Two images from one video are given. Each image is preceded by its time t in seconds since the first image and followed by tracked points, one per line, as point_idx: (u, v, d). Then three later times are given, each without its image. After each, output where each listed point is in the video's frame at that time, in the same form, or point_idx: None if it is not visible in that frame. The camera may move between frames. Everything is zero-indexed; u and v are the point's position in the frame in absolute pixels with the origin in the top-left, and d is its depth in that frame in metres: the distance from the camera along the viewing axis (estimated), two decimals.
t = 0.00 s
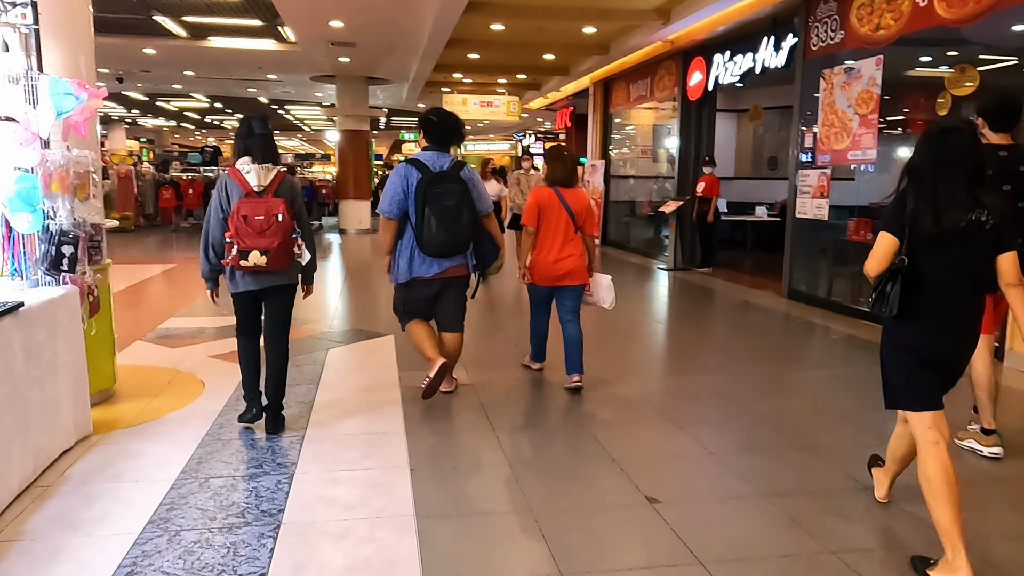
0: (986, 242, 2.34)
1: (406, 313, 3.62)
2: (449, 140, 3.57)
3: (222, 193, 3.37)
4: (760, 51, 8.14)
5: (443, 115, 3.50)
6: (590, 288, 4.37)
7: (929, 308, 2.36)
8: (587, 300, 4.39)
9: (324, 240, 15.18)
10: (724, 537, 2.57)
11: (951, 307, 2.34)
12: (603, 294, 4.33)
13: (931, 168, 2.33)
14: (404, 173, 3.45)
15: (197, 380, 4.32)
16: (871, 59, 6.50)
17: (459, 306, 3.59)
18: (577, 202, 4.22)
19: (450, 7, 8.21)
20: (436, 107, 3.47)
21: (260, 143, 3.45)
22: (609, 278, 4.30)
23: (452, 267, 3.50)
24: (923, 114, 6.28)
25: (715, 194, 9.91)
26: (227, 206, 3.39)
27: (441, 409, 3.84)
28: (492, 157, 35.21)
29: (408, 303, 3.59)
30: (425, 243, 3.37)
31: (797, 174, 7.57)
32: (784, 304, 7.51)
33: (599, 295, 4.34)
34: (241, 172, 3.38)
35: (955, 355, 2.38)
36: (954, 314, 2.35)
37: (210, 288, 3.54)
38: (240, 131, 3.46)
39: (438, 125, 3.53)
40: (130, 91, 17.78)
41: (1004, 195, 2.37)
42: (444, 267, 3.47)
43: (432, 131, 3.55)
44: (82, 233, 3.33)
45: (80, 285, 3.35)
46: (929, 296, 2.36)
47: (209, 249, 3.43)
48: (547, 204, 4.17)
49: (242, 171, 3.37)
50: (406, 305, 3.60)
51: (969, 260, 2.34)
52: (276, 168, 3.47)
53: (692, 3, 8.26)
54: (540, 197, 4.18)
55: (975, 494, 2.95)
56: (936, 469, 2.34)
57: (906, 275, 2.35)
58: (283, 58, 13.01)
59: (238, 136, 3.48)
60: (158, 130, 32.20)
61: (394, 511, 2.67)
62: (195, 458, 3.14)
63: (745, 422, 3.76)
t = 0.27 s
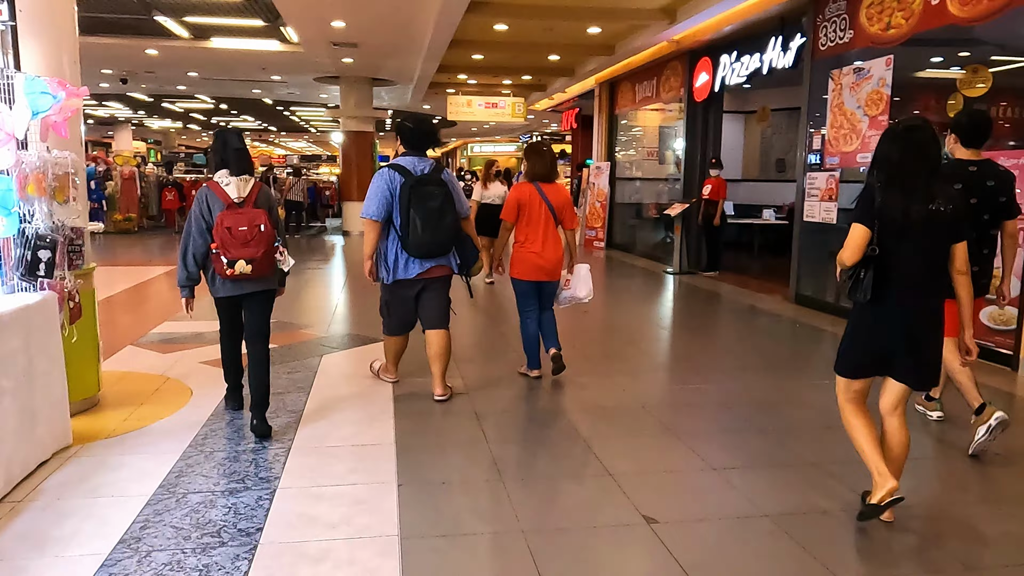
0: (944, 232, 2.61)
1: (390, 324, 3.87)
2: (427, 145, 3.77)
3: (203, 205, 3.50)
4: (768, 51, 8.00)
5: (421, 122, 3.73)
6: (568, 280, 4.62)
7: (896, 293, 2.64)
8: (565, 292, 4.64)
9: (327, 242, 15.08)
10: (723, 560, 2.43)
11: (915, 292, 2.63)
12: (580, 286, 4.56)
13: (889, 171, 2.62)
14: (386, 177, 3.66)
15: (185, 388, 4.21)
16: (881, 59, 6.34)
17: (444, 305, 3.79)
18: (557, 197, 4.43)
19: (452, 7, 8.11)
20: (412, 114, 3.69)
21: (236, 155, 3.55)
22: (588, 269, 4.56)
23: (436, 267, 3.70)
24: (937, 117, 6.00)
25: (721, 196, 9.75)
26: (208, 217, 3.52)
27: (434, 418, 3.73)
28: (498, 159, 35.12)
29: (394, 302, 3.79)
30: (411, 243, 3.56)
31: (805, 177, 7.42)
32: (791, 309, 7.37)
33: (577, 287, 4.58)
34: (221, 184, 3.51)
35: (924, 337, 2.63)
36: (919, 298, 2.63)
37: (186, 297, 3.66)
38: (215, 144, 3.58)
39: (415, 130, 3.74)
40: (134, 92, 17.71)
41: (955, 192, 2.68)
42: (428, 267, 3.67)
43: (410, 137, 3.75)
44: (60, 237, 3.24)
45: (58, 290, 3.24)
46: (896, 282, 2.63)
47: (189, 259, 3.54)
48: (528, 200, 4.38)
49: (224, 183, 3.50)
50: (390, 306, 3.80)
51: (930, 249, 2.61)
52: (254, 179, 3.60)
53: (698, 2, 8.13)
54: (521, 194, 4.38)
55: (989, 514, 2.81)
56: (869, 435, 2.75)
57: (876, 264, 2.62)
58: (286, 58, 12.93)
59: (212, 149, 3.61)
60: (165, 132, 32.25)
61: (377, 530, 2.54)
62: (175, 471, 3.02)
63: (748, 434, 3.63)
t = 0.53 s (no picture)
0: (908, 238, 2.81)
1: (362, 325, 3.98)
2: (399, 147, 3.85)
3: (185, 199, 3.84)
4: (775, 52, 7.86)
5: (393, 126, 3.79)
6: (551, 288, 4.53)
7: (866, 297, 2.83)
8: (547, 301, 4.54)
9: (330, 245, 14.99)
10: None
11: (886, 295, 2.81)
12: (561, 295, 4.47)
13: (855, 183, 2.81)
14: (358, 178, 3.74)
15: (172, 396, 4.10)
16: (891, 59, 6.16)
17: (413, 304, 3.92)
18: (541, 204, 4.39)
19: (454, 8, 7.99)
20: (384, 116, 3.75)
21: (218, 148, 3.86)
22: (567, 277, 4.44)
23: (403, 269, 3.82)
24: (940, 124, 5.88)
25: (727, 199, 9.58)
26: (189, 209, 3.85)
27: (425, 429, 3.60)
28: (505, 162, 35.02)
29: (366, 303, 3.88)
30: (381, 247, 3.68)
31: (813, 180, 7.27)
32: (798, 315, 7.21)
33: (557, 295, 4.47)
34: (202, 179, 3.85)
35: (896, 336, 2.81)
36: (887, 300, 2.81)
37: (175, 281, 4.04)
38: (200, 141, 3.92)
39: (387, 132, 3.80)
40: (139, 95, 17.69)
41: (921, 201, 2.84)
42: (397, 268, 3.79)
43: (382, 139, 3.83)
44: (37, 241, 3.14)
45: (36, 295, 3.11)
46: (865, 287, 2.83)
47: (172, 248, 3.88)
48: (511, 205, 4.37)
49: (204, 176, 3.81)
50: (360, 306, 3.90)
51: (895, 255, 2.81)
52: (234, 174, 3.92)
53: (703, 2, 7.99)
54: (507, 200, 4.38)
55: (1005, 537, 2.66)
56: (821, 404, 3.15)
57: (844, 271, 2.83)
58: (289, 61, 12.86)
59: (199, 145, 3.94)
60: (172, 135, 32.28)
61: (358, 552, 2.41)
62: (153, 485, 2.90)
63: (752, 447, 3.49)
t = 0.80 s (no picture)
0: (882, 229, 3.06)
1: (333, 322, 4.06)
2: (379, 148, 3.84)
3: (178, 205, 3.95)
4: (786, 50, 7.68)
5: (373, 127, 3.79)
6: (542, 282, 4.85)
7: (839, 280, 3.07)
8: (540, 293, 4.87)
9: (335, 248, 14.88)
10: None
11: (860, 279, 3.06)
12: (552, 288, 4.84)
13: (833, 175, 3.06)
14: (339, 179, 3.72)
15: (161, 405, 3.96)
16: (907, 56, 5.97)
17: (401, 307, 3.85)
18: (532, 203, 4.65)
19: (458, 6, 7.85)
20: (368, 119, 3.74)
21: (215, 157, 3.98)
22: (557, 271, 4.76)
23: (388, 268, 3.78)
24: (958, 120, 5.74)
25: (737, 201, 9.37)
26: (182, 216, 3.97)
27: (423, 440, 3.45)
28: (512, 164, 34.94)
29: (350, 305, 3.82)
30: (364, 245, 3.64)
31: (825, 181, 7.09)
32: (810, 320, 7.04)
33: (548, 288, 4.80)
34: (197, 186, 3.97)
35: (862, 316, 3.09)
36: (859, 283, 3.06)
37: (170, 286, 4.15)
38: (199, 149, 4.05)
39: (369, 135, 3.81)
40: (145, 97, 17.64)
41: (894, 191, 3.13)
42: (382, 267, 3.74)
43: (363, 142, 3.83)
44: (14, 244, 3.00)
45: (13, 300, 2.97)
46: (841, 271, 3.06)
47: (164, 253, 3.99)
48: (503, 203, 4.62)
49: (196, 185, 3.93)
50: (351, 309, 3.83)
51: (866, 242, 3.05)
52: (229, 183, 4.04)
53: None
54: (499, 196, 4.63)
55: None
56: (828, 404, 3.14)
57: (818, 255, 3.06)
58: (294, 63, 12.75)
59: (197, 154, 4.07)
60: (180, 138, 32.29)
61: None
62: (131, 502, 2.75)
63: (764, 460, 3.33)
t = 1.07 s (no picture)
0: (873, 235, 3.16)
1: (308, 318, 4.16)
2: (367, 149, 3.86)
3: (168, 200, 4.05)
4: (797, 47, 7.50)
5: (364, 129, 3.79)
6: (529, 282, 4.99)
7: (830, 284, 3.19)
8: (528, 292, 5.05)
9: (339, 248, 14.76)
10: None
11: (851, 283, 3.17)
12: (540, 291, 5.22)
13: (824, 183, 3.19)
14: (327, 180, 3.73)
15: (148, 415, 3.82)
16: (923, 52, 5.77)
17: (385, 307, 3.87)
18: (522, 206, 4.62)
19: (461, 3, 7.70)
20: (359, 121, 3.74)
21: (202, 154, 4.10)
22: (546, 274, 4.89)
23: (374, 270, 3.79)
24: (972, 119, 5.83)
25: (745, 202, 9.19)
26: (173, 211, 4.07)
27: (417, 456, 3.29)
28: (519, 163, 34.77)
29: (334, 306, 3.85)
30: (349, 248, 3.66)
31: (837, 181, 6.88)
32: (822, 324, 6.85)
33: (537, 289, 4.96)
34: (186, 182, 4.07)
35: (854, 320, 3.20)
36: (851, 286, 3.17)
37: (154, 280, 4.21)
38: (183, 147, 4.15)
39: (360, 137, 3.79)
40: (149, 96, 17.55)
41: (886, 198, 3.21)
42: (368, 269, 3.76)
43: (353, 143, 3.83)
44: None
45: None
46: (831, 275, 3.19)
47: (154, 247, 4.07)
48: (494, 207, 4.58)
49: (188, 181, 4.04)
50: (334, 309, 3.84)
51: (857, 248, 3.16)
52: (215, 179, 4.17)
53: None
54: (489, 202, 4.58)
55: None
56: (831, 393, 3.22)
57: (810, 260, 3.25)
58: (298, 61, 12.64)
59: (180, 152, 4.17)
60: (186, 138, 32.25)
61: None
62: (106, 523, 2.60)
63: (775, 478, 3.16)
